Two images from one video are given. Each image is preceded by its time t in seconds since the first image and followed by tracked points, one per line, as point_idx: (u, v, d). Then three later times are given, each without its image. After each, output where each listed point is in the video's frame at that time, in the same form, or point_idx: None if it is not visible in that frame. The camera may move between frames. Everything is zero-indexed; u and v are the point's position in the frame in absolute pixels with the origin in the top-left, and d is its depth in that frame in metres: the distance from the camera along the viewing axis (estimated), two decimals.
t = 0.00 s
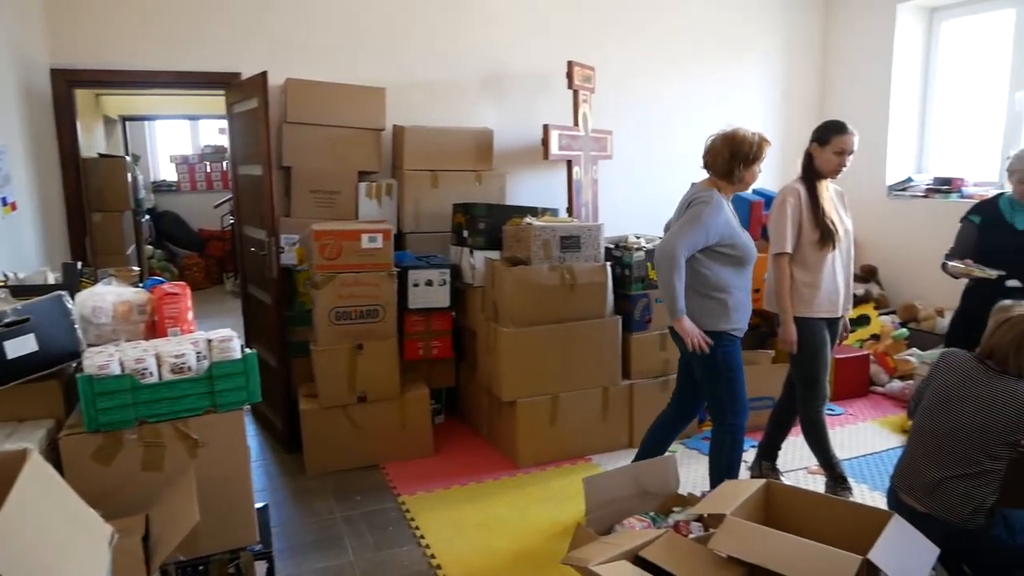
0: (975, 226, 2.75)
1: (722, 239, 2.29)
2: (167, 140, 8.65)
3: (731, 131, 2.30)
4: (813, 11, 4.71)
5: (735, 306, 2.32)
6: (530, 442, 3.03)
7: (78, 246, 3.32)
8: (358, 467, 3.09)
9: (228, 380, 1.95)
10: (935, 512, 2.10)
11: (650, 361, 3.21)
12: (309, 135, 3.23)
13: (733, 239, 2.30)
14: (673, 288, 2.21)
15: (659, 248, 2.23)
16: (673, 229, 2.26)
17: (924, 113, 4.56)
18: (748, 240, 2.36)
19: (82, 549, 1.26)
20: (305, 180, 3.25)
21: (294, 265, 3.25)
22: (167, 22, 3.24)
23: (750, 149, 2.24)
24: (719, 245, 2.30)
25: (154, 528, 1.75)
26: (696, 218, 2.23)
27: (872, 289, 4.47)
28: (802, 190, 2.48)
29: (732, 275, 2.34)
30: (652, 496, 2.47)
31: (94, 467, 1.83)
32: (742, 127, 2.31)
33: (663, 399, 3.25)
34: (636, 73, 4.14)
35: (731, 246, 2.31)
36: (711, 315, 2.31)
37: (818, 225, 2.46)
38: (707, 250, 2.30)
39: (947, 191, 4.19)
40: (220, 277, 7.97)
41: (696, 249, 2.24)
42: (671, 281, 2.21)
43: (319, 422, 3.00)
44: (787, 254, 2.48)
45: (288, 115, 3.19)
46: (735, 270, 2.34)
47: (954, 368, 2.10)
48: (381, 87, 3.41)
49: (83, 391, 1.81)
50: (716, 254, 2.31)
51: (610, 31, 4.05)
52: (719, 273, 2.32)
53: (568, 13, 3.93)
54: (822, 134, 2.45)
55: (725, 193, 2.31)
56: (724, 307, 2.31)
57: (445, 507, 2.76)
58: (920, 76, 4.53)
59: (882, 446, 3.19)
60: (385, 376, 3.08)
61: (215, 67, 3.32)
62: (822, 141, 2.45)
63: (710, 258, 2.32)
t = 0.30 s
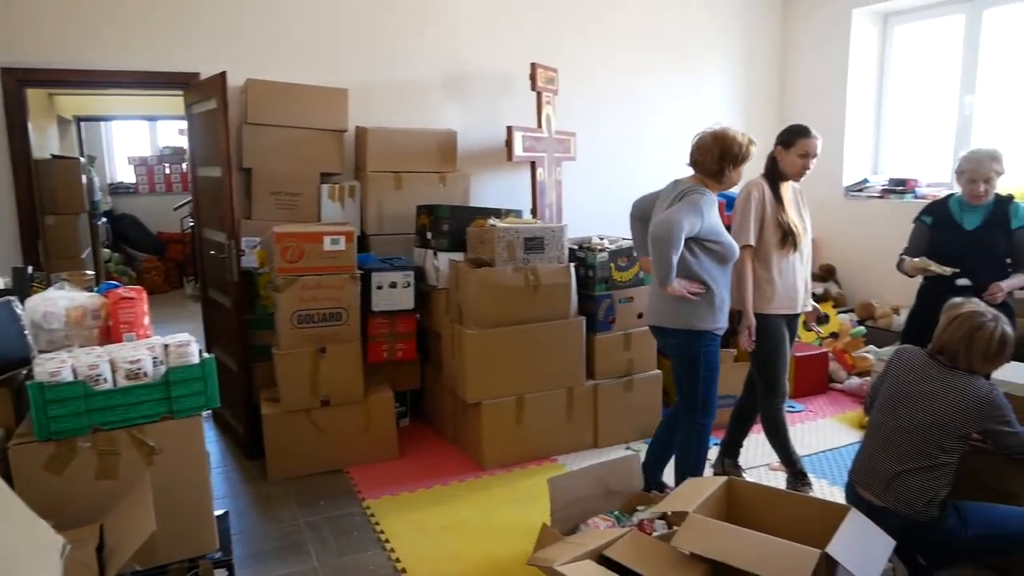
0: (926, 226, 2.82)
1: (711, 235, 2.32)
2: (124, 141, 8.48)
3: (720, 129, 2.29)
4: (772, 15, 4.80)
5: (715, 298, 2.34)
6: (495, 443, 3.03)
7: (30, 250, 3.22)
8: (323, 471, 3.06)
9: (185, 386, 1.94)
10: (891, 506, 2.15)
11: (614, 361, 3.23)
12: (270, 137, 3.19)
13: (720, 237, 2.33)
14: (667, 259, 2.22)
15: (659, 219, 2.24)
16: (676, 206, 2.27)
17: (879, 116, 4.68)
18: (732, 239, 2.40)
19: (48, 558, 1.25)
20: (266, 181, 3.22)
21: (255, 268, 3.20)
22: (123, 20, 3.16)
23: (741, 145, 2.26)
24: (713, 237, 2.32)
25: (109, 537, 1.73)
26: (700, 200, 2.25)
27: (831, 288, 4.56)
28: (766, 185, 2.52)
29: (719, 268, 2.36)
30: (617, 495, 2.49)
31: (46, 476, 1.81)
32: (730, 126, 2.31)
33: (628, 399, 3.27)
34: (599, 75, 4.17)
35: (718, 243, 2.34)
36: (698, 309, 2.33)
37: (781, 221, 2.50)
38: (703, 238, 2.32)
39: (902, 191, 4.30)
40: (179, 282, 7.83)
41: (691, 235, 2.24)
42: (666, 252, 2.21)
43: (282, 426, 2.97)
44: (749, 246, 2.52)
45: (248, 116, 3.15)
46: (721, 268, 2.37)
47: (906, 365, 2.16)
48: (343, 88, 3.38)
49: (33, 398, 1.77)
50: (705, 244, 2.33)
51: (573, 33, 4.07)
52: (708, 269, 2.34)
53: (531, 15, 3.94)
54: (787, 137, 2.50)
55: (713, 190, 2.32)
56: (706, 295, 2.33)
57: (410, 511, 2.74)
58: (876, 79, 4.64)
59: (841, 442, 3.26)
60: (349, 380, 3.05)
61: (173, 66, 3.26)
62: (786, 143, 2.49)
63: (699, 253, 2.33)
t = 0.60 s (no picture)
0: (867, 225, 2.92)
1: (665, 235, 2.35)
2: (64, 142, 8.23)
3: (669, 130, 2.33)
4: (720, 20, 4.90)
5: (679, 297, 2.40)
6: (449, 445, 3.02)
7: None
8: (274, 477, 3.01)
9: (129, 393, 1.90)
10: (835, 496, 2.21)
11: (567, 360, 3.25)
12: (216, 138, 3.13)
13: (674, 235, 2.37)
14: (632, 269, 2.24)
15: (620, 230, 2.26)
16: (632, 215, 2.29)
17: (822, 119, 4.81)
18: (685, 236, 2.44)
19: None
20: (213, 183, 3.15)
21: (203, 271, 3.14)
22: (62, 16, 3.05)
23: (690, 143, 2.30)
24: (667, 236, 2.36)
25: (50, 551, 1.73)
26: (656, 205, 2.28)
27: (778, 286, 4.68)
28: (722, 181, 2.57)
29: (678, 266, 2.41)
30: (570, 494, 2.51)
31: None
32: (680, 125, 2.35)
33: (581, 398, 3.30)
34: (550, 76, 4.20)
35: (672, 241, 2.38)
36: (659, 308, 2.36)
37: (735, 217, 2.55)
38: (659, 239, 2.36)
39: (845, 191, 4.43)
40: (124, 287, 7.63)
41: (649, 238, 2.27)
42: (631, 263, 2.24)
43: (231, 433, 2.91)
44: (708, 241, 2.56)
45: (193, 117, 3.08)
46: (677, 265, 2.41)
47: (848, 360, 2.23)
48: (292, 87, 3.34)
49: None
50: (661, 244, 2.37)
51: (524, 34, 4.09)
52: (666, 268, 2.38)
53: (481, 16, 3.95)
54: (741, 138, 2.54)
55: (661, 189, 2.36)
56: (671, 295, 2.37)
57: (364, 515, 2.72)
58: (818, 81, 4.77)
59: (788, 437, 3.34)
60: (300, 384, 3.01)
61: (115, 65, 3.16)
62: (739, 143, 2.54)
63: (656, 253, 2.36)
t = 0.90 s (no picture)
0: (811, 221, 2.99)
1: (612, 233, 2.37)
2: None
3: (611, 130, 2.37)
4: (667, 20, 4.97)
5: (629, 295, 2.42)
6: (404, 446, 3.00)
7: None
8: (226, 484, 2.95)
9: (69, 403, 1.87)
10: (785, 485, 2.27)
11: (522, 358, 3.26)
12: (160, 138, 3.05)
13: (620, 233, 2.39)
14: (577, 270, 2.26)
15: (563, 232, 2.28)
16: (575, 216, 2.32)
17: (768, 118, 4.92)
18: (634, 233, 2.46)
19: None
20: (156, 185, 3.07)
21: (147, 275, 3.07)
22: None
23: (630, 140, 2.34)
24: (613, 234, 2.37)
25: None
26: (599, 204, 2.31)
27: (728, 281, 4.77)
28: (679, 176, 2.61)
29: (627, 265, 2.43)
30: (526, 491, 2.52)
31: None
32: (624, 124, 2.40)
33: (536, 396, 3.31)
34: (500, 75, 4.21)
35: (619, 239, 2.40)
36: (608, 305, 2.39)
37: (691, 211, 2.60)
38: (606, 237, 2.38)
39: (791, 188, 4.55)
40: (65, 293, 7.39)
41: (592, 237, 2.29)
42: (576, 264, 2.25)
43: (180, 440, 2.84)
44: (664, 234, 2.59)
45: (134, 117, 3.00)
46: (626, 262, 2.43)
47: (796, 352, 2.28)
48: (237, 86, 3.28)
49: None
50: (607, 242, 2.39)
51: (473, 33, 4.09)
52: (615, 265, 2.40)
53: (430, 15, 3.93)
54: (693, 137, 2.57)
55: (607, 188, 2.38)
56: (620, 294, 2.40)
57: (319, 520, 2.68)
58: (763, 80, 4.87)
59: (739, 429, 3.40)
60: (251, 389, 2.96)
61: (51, 64, 3.05)
62: (691, 143, 2.57)
63: (603, 251, 2.39)
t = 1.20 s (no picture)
0: (752, 212, 3.00)
1: (564, 225, 2.38)
2: None
3: (564, 123, 2.39)
4: (621, 15, 5.01)
5: (581, 288, 2.43)
6: (365, 444, 2.98)
7: None
8: (183, 488, 2.90)
9: (13, 409, 1.81)
10: (743, 472, 2.30)
11: (481, 353, 3.26)
12: (106, 136, 2.97)
13: (573, 225, 2.40)
14: (523, 262, 2.28)
15: (507, 223, 2.30)
16: (522, 208, 2.33)
17: (721, 111, 4.99)
18: (589, 225, 2.46)
19: None
20: (103, 185, 2.98)
21: (96, 277, 2.97)
22: None
23: (583, 133, 2.36)
24: (565, 226, 2.39)
25: None
26: (548, 197, 2.32)
27: (685, 273, 4.83)
28: (635, 168, 2.63)
29: (579, 256, 2.44)
30: (488, 486, 2.52)
31: None
32: (577, 117, 2.42)
33: (496, 391, 3.32)
34: (455, 70, 4.19)
35: (572, 231, 2.40)
36: (559, 297, 2.40)
37: (649, 203, 2.62)
38: (558, 229, 2.39)
39: (744, 180, 4.62)
40: (9, 297, 7.16)
41: (541, 229, 2.31)
42: (519, 255, 2.27)
43: (133, 445, 2.78)
44: (623, 225, 2.61)
45: (78, 114, 2.91)
46: (580, 254, 2.44)
47: (750, 340, 2.32)
48: (185, 82, 3.21)
49: None
50: (560, 235, 2.40)
51: (427, 28, 4.06)
52: (567, 257, 2.41)
53: (383, 9, 3.90)
54: (648, 132, 2.61)
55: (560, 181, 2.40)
56: (571, 287, 2.41)
57: (279, 521, 2.64)
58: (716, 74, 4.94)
59: (697, 418, 3.45)
60: (206, 390, 2.91)
61: None
62: (646, 137, 2.61)
63: (556, 242, 2.40)
